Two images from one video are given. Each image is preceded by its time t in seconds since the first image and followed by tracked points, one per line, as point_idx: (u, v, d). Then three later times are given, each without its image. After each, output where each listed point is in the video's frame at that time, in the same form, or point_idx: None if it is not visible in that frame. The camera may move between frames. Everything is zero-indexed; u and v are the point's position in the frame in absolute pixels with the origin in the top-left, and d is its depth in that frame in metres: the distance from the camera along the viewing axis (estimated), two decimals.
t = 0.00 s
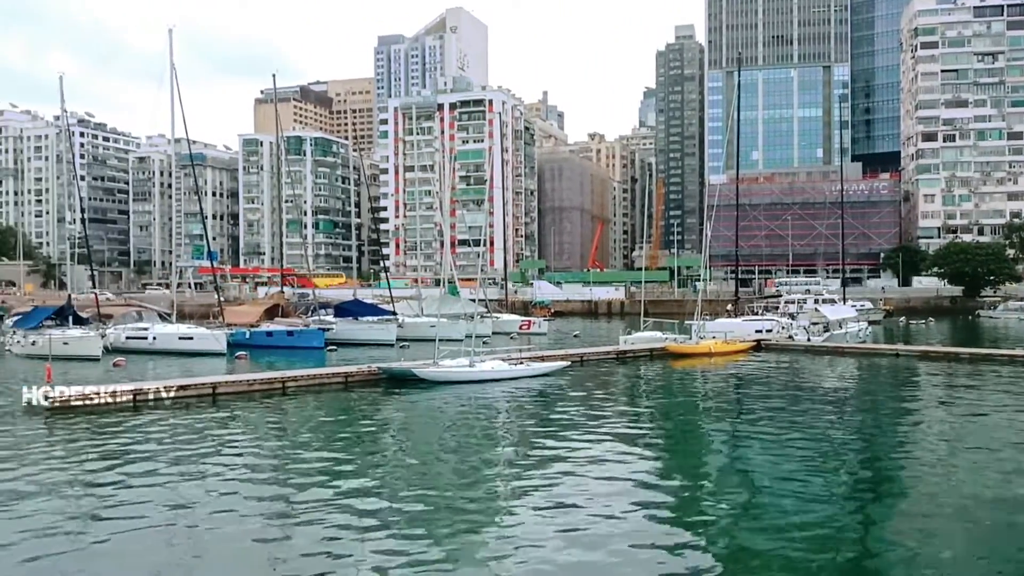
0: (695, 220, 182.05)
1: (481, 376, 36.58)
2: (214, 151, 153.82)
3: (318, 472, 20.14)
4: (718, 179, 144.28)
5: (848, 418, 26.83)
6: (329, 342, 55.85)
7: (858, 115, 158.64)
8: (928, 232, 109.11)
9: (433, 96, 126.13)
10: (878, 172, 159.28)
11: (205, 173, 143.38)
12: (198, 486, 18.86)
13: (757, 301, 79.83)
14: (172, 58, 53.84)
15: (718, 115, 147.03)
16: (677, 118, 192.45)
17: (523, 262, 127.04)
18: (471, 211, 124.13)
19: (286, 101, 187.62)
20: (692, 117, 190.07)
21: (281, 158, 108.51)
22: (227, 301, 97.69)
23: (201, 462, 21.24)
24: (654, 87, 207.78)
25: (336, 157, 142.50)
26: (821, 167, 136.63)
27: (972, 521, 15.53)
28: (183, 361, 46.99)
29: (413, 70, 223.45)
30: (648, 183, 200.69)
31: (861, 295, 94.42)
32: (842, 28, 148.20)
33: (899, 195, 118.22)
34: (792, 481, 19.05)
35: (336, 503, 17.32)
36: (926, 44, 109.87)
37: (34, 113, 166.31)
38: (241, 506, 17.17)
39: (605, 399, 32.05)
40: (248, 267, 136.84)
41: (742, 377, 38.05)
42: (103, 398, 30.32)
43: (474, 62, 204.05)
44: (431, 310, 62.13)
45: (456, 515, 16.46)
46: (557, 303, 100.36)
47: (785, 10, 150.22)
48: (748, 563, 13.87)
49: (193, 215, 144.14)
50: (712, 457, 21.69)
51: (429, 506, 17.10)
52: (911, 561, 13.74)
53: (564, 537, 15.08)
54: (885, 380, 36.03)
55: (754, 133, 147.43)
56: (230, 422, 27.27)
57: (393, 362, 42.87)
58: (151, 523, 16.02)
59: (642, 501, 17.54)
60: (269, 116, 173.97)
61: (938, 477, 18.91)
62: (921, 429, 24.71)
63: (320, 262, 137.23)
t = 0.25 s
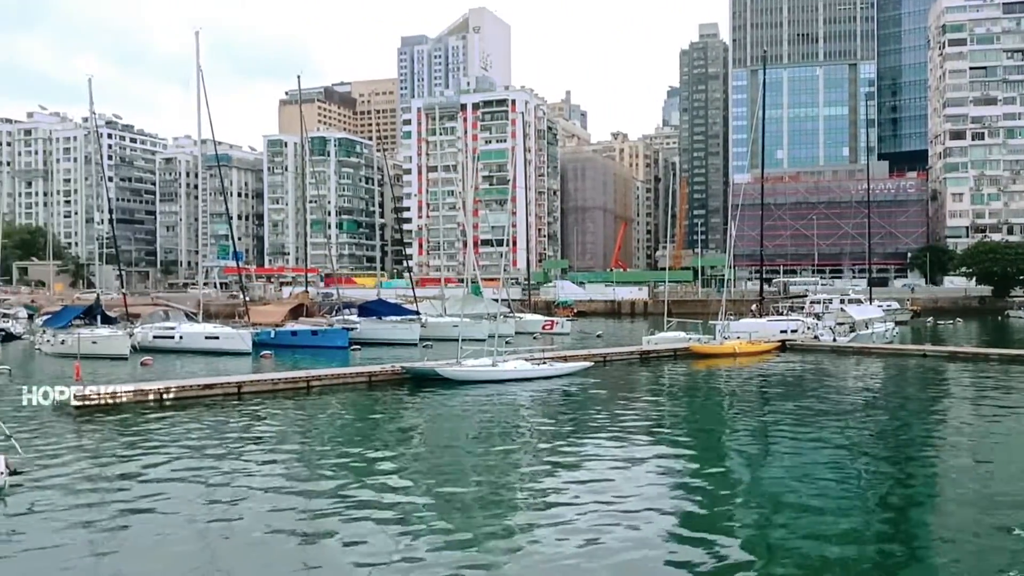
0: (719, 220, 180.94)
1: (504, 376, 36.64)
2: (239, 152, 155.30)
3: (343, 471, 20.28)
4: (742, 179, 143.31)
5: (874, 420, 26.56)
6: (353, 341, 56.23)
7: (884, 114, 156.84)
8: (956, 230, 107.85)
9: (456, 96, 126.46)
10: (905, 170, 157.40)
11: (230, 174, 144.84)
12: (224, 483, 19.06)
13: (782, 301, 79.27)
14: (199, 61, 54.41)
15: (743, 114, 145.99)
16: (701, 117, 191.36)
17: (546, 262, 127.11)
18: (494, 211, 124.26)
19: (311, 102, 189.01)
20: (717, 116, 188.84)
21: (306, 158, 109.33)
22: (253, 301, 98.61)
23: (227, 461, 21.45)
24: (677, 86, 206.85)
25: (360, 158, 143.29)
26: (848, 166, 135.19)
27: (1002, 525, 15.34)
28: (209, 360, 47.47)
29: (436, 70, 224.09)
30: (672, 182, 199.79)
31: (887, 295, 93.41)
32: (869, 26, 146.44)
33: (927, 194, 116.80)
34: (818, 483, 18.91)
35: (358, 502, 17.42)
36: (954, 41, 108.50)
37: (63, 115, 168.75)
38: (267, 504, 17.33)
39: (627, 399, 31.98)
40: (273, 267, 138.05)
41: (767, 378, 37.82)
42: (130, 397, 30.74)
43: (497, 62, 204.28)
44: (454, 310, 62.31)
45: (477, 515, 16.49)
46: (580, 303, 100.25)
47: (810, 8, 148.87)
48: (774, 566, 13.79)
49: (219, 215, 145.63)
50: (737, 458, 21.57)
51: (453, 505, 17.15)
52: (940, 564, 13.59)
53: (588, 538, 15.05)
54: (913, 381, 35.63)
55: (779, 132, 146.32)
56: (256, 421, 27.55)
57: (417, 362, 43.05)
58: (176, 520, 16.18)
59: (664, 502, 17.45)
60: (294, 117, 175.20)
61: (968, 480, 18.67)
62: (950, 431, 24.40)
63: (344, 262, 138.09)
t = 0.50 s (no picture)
0: (751, 219, 179.27)
1: (533, 376, 36.72)
2: (272, 153, 157.05)
3: (374, 470, 20.47)
4: (774, 177, 141.85)
5: (908, 421, 26.22)
6: (384, 340, 56.66)
7: (920, 111, 154.27)
8: (994, 229, 105.97)
9: (486, 96, 126.80)
10: (941, 168, 154.83)
11: (263, 175, 146.56)
12: (257, 481, 19.34)
13: (815, 301, 78.49)
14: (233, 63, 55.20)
15: (775, 112, 144.48)
16: (733, 115, 189.74)
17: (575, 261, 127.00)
18: (523, 211, 124.40)
19: (342, 103, 190.59)
20: (748, 114, 187.11)
21: (337, 159, 110.28)
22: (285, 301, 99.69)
23: (260, 459, 21.76)
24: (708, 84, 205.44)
25: (390, 158, 144.20)
26: (882, 165, 133.20)
27: None
28: (242, 359, 48.11)
29: (466, 70, 224.69)
30: (703, 181, 198.42)
31: (922, 295, 91.94)
32: (903, 22, 144.06)
33: (964, 192, 114.74)
34: (850, 486, 18.75)
35: (388, 501, 17.55)
36: (991, 37, 106.54)
37: (100, 118, 171.75)
38: (299, 501, 17.56)
39: (657, 400, 31.91)
40: (305, 267, 139.38)
41: (799, 378, 37.52)
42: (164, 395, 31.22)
43: (527, 61, 204.35)
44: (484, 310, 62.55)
45: (505, 515, 16.56)
46: (610, 303, 99.98)
47: (843, 4, 146.95)
48: (804, 569, 13.72)
49: (252, 216, 147.40)
50: (768, 460, 21.43)
51: (483, 505, 17.26)
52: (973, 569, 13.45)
53: (617, 539, 15.08)
54: (948, 382, 35.11)
55: (812, 130, 144.62)
56: (288, 419, 27.90)
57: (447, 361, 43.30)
58: (209, 518, 16.39)
59: (692, 504, 17.39)
60: (326, 117, 176.63)
61: (1004, 484, 18.38)
62: (986, 433, 24.03)
63: (374, 262, 139.00)
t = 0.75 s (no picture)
0: (781, 218, 177.58)
1: (560, 376, 36.76)
2: (301, 154, 158.59)
3: (402, 468, 20.63)
4: (804, 176, 140.41)
5: (941, 423, 25.88)
6: (412, 340, 56.99)
7: (954, 108, 151.71)
8: None
9: (514, 96, 127.01)
10: (975, 167, 152.30)
11: (292, 175, 148.05)
12: (287, 479, 19.56)
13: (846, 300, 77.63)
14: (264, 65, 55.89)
15: (805, 111, 142.96)
16: (762, 114, 188.09)
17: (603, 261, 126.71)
18: (551, 211, 124.42)
19: (370, 104, 191.92)
20: (778, 113, 185.47)
21: (366, 160, 111.08)
22: (314, 301, 100.61)
23: (289, 457, 22.02)
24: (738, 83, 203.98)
25: (418, 159, 144.90)
26: (915, 163, 131.42)
27: None
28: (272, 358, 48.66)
29: (493, 70, 225.12)
30: (731, 180, 197.00)
31: (956, 295, 90.45)
32: (937, 18, 141.67)
33: (999, 190, 112.77)
34: (880, 487, 18.55)
35: (414, 501, 17.58)
36: None
37: (134, 120, 174.70)
38: (327, 500, 17.75)
39: (685, 400, 31.74)
40: (334, 267, 140.52)
41: (829, 379, 37.17)
42: (195, 394, 31.62)
43: (555, 61, 204.31)
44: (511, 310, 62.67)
45: (531, 517, 16.54)
46: (638, 303, 99.65)
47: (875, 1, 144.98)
48: (833, 571, 13.63)
49: (282, 216, 148.92)
50: (797, 461, 21.29)
51: (510, 504, 17.32)
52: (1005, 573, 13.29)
53: (643, 540, 15.07)
54: (983, 383, 34.57)
55: (843, 128, 143.04)
56: (318, 418, 28.20)
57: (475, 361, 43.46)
58: (240, 515, 16.64)
59: (720, 506, 17.25)
60: (355, 118, 177.93)
61: None
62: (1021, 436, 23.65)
63: (402, 261, 139.75)
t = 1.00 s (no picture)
0: (818, 217, 175.33)
1: (593, 376, 36.72)
2: (336, 154, 160.12)
3: (433, 467, 20.78)
4: (842, 174, 138.44)
5: (981, 426, 25.41)
6: (446, 339, 57.29)
7: (996, 105, 148.33)
8: None
9: (547, 95, 126.95)
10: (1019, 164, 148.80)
11: (328, 176, 149.61)
12: (320, 477, 19.80)
13: (885, 300, 76.45)
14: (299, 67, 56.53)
15: (842, 108, 140.87)
16: (799, 112, 185.86)
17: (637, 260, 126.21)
18: (584, 211, 124.17)
19: (405, 104, 193.17)
20: (815, 110, 182.94)
21: (400, 160, 111.80)
22: (349, 301, 101.53)
23: (323, 455, 22.29)
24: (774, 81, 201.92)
25: (452, 159, 145.51)
26: (955, 160, 128.84)
27: None
28: (308, 356, 49.21)
29: (527, 70, 225.30)
30: (768, 179, 194.99)
31: (1000, 295, 88.46)
32: (978, 13, 137.58)
33: None
34: (917, 491, 18.31)
35: (448, 502, 17.60)
36: None
37: (173, 122, 177.66)
38: (358, 499, 17.93)
39: (720, 401, 31.49)
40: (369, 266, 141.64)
41: (867, 381, 36.64)
42: (232, 392, 32.07)
43: (589, 60, 203.99)
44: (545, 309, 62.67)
45: (565, 519, 16.45)
46: (672, 302, 99.09)
47: None
48: None
49: (317, 216, 150.52)
50: (831, 464, 21.09)
51: (541, 504, 17.38)
52: None
53: (675, 542, 15.04)
54: None
55: (882, 125, 140.73)
56: (352, 416, 28.51)
57: (508, 360, 43.56)
58: (273, 513, 16.89)
59: (756, 510, 17.04)
60: (389, 119, 178.99)
61: None
62: None
63: (436, 261, 140.41)
